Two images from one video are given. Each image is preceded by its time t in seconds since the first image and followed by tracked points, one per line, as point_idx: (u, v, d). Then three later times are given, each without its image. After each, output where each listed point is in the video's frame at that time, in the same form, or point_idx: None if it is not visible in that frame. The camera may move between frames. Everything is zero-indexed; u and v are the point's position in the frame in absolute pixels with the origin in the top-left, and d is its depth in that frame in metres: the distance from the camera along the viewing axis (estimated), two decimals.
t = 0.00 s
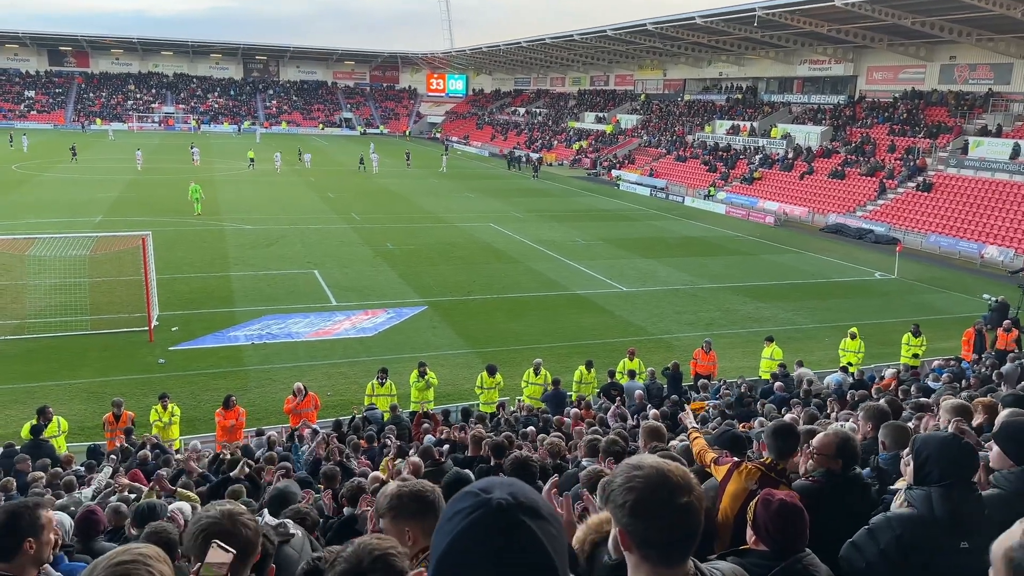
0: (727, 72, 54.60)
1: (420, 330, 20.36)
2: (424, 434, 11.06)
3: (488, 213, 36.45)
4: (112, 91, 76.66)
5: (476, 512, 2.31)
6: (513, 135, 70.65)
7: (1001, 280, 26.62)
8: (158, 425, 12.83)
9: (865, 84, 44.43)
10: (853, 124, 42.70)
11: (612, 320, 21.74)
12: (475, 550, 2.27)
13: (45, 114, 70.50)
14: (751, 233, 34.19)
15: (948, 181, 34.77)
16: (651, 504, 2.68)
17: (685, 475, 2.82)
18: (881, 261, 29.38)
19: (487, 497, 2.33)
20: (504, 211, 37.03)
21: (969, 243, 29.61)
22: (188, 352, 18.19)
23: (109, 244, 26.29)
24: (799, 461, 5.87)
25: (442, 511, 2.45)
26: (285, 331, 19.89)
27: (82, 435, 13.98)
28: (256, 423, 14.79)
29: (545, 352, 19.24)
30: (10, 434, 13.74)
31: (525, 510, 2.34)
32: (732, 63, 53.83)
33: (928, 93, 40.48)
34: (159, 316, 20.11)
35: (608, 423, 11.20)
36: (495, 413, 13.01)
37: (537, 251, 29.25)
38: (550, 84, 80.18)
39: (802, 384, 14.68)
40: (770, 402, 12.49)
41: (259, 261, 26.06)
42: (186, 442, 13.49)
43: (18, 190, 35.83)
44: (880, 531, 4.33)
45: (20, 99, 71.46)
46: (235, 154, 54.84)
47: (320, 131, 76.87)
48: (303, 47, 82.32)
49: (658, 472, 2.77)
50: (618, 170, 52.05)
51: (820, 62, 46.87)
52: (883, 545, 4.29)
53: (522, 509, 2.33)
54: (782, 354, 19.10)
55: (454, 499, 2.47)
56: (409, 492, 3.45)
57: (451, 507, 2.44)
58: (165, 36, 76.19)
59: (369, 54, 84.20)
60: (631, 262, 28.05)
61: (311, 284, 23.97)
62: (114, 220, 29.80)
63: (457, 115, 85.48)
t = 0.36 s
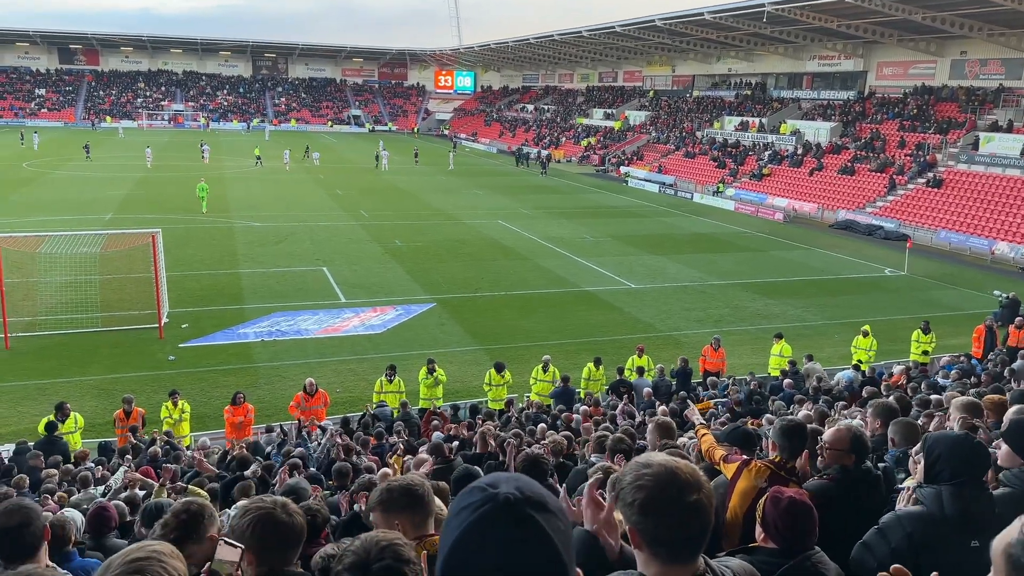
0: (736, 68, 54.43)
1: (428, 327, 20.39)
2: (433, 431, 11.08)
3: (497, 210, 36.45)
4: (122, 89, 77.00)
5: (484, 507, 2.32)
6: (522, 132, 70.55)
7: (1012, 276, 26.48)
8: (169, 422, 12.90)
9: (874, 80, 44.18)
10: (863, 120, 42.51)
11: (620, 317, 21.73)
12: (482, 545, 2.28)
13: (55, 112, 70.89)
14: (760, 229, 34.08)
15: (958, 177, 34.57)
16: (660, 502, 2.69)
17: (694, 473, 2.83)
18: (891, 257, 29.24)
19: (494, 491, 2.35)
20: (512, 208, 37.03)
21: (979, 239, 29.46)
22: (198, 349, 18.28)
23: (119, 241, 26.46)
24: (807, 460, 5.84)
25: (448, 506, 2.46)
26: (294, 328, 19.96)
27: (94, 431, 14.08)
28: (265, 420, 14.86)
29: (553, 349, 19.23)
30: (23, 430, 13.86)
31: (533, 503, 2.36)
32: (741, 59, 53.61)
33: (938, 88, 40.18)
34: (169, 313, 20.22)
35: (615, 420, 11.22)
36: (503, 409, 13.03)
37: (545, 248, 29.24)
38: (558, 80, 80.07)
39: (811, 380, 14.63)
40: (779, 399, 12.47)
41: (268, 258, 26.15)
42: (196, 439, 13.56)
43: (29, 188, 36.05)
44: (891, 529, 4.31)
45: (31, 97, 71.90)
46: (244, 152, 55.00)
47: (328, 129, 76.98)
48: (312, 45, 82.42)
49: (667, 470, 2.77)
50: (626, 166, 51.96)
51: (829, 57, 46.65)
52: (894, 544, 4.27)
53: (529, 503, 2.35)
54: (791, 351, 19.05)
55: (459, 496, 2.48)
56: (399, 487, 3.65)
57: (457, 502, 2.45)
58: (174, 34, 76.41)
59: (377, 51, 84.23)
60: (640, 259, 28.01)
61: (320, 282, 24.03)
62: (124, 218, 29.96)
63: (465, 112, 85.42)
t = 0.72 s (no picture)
0: (737, 64, 54.37)
1: (430, 324, 20.40)
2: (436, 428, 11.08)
3: (497, 207, 36.43)
4: (121, 88, 76.94)
5: (498, 501, 2.31)
6: (522, 129, 70.50)
7: (1013, 271, 26.47)
8: (172, 419, 12.90)
9: (875, 75, 44.15)
10: (864, 116, 42.46)
11: (621, 313, 21.73)
12: (496, 539, 2.27)
13: (55, 111, 70.77)
14: (762, 226, 34.06)
15: (959, 172, 34.55)
16: (671, 499, 2.69)
17: (705, 471, 2.83)
18: (892, 253, 29.24)
19: (508, 485, 2.34)
20: (513, 206, 36.99)
21: (981, 234, 29.47)
22: (200, 348, 18.29)
23: (120, 239, 26.47)
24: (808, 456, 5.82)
25: (459, 501, 2.45)
26: (295, 326, 19.97)
27: (97, 431, 14.10)
28: (267, 418, 14.88)
29: (555, 346, 19.22)
30: (26, 429, 13.87)
31: (545, 496, 2.35)
32: (741, 55, 53.53)
33: (939, 83, 40.13)
34: (171, 312, 20.22)
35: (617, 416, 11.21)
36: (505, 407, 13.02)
37: (546, 245, 29.23)
38: (558, 77, 80.00)
39: (813, 376, 14.61)
40: (782, 394, 12.45)
41: (269, 257, 26.14)
42: (199, 438, 13.56)
43: (29, 188, 36.06)
44: (896, 524, 4.33)
45: (31, 96, 71.83)
46: (244, 150, 54.96)
47: (328, 127, 76.95)
48: (311, 42, 82.35)
49: (677, 467, 2.78)
50: (627, 163, 51.95)
51: (830, 53, 46.62)
52: (899, 539, 4.30)
53: (541, 495, 2.35)
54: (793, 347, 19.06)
55: (470, 490, 2.47)
56: (418, 480, 3.68)
57: (469, 495, 2.43)
58: (173, 32, 76.27)
59: (377, 48, 84.15)
60: (640, 255, 28.02)
61: (322, 280, 24.04)
62: (125, 217, 29.97)
63: (465, 109, 85.37)
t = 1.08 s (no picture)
0: (739, 59, 54.23)
1: (433, 323, 20.40)
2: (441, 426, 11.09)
3: (500, 205, 36.41)
4: (124, 88, 77.00)
5: (512, 498, 2.33)
6: (524, 127, 70.46)
7: (1017, 265, 26.42)
8: (178, 419, 12.94)
9: (878, 69, 44.05)
10: (866, 110, 42.37)
11: (624, 310, 21.74)
12: (512, 537, 2.29)
13: (57, 112, 70.81)
14: (764, 221, 34.01)
15: (963, 166, 34.47)
16: (681, 493, 2.70)
17: (713, 464, 2.85)
18: (896, 247, 29.19)
19: (521, 481, 2.36)
20: (515, 203, 36.96)
21: (984, 228, 29.41)
22: (205, 347, 18.33)
23: (123, 240, 26.52)
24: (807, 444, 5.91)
25: (472, 499, 2.47)
26: (299, 325, 20.00)
27: (103, 431, 14.13)
28: (272, 417, 14.91)
29: (558, 343, 19.24)
30: (31, 430, 13.91)
31: (558, 491, 2.38)
32: (743, 50, 53.40)
33: (943, 77, 40.01)
34: (175, 312, 20.25)
35: (623, 414, 11.18)
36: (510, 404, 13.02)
37: (548, 242, 29.23)
38: (560, 74, 79.90)
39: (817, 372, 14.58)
40: (786, 390, 12.44)
41: (271, 256, 26.17)
42: (204, 437, 13.60)
43: (33, 189, 36.14)
44: (905, 519, 4.32)
45: (33, 97, 71.91)
46: (246, 150, 55.01)
47: (330, 125, 76.97)
48: (312, 41, 82.32)
49: (686, 462, 2.79)
50: (629, 160, 51.89)
51: (832, 47, 46.53)
52: (909, 535, 4.29)
53: (555, 491, 2.37)
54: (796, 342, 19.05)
55: (483, 486, 2.48)
56: (425, 477, 3.69)
57: (482, 490, 2.46)
58: (174, 33, 76.27)
59: (378, 47, 84.11)
60: (643, 252, 28.01)
61: (325, 278, 24.07)
62: (128, 218, 30.02)
63: (467, 107, 85.30)
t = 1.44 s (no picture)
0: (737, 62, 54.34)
1: (435, 328, 20.40)
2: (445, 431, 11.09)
3: (500, 210, 36.44)
4: (124, 97, 77.15)
5: (547, 496, 2.30)
6: (523, 131, 70.61)
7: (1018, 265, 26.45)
8: (181, 426, 12.92)
9: (876, 71, 44.17)
10: (865, 112, 42.51)
11: (626, 313, 21.75)
12: (548, 536, 2.26)
13: (58, 121, 70.92)
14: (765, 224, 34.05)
15: (962, 167, 34.52)
16: (705, 486, 2.69)
17: (732, 456, 2.84)
18: (896, 248, 29.22)
19: (554, 478, 2.33)
20: (516, 208, 37.00)
21: (985, 229, 29.44)
22: (207, 354, 18.32)
23: (124, 248, 26.53)
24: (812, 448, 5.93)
25: (501, 498, 2.43)
26: (301, 331, 19.99)
27: (106, 439, 14.11)
28: (275, 424, 14.89)
29: (561, 347, 19.23)
30: (35, 438, 13.90)
31: (590, 486, 2.37)
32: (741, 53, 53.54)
33: (942, 79, 40.04)
34: (176, 319, 20.25)
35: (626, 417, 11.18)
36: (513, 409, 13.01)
37: (549, 247, 29.26)
38: (558, 79, 80.08)
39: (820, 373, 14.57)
40: (789, 392, 12.44)
41: (272, 263, 26.18)
42: (207, 444, 13.59)
43: (34, 198, 36.19)
44: (917, 519, 4.22)
45: (33, 106, 72.07)
46: (246, 157, 55.08)
47: (330, 132, 77.10)
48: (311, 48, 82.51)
49: (707, 456, 2.78)
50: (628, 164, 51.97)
51: (830, 50, 46.64)
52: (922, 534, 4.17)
53: (587, 485, 2.36)
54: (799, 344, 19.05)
55: (512, 485, 2.45)
56: (445, 483, 3.68)
57: (512, 488, 2.41)
58: (174, 41, 76.44)
59: (377, 53, 84.32)
60: (643, 255, 28.03)
61: (326, 284, 24.08)
62: (129, 226, 30.05)
63: (466, 112, 85.47)
